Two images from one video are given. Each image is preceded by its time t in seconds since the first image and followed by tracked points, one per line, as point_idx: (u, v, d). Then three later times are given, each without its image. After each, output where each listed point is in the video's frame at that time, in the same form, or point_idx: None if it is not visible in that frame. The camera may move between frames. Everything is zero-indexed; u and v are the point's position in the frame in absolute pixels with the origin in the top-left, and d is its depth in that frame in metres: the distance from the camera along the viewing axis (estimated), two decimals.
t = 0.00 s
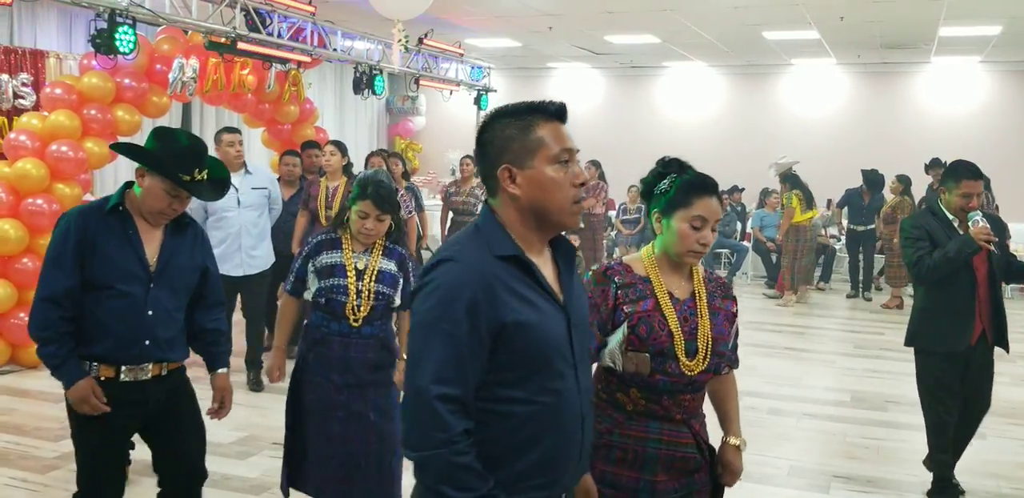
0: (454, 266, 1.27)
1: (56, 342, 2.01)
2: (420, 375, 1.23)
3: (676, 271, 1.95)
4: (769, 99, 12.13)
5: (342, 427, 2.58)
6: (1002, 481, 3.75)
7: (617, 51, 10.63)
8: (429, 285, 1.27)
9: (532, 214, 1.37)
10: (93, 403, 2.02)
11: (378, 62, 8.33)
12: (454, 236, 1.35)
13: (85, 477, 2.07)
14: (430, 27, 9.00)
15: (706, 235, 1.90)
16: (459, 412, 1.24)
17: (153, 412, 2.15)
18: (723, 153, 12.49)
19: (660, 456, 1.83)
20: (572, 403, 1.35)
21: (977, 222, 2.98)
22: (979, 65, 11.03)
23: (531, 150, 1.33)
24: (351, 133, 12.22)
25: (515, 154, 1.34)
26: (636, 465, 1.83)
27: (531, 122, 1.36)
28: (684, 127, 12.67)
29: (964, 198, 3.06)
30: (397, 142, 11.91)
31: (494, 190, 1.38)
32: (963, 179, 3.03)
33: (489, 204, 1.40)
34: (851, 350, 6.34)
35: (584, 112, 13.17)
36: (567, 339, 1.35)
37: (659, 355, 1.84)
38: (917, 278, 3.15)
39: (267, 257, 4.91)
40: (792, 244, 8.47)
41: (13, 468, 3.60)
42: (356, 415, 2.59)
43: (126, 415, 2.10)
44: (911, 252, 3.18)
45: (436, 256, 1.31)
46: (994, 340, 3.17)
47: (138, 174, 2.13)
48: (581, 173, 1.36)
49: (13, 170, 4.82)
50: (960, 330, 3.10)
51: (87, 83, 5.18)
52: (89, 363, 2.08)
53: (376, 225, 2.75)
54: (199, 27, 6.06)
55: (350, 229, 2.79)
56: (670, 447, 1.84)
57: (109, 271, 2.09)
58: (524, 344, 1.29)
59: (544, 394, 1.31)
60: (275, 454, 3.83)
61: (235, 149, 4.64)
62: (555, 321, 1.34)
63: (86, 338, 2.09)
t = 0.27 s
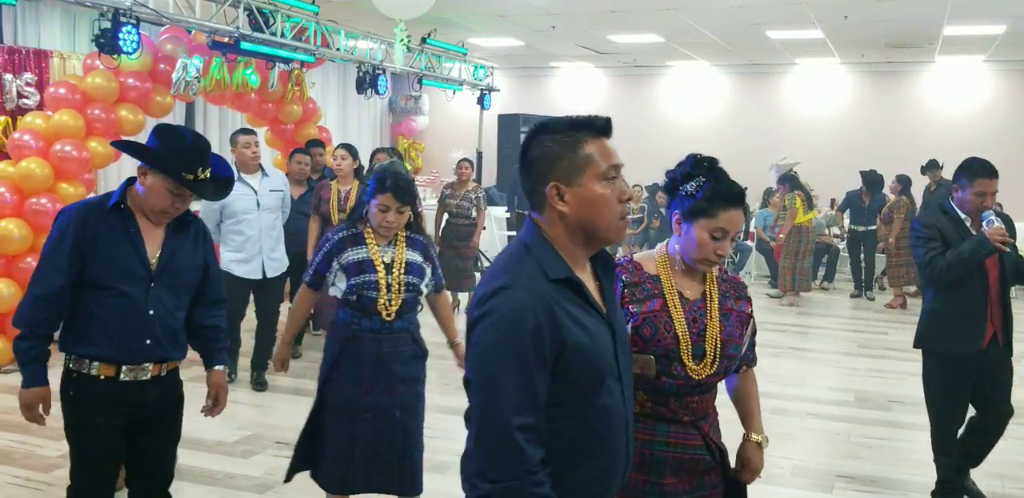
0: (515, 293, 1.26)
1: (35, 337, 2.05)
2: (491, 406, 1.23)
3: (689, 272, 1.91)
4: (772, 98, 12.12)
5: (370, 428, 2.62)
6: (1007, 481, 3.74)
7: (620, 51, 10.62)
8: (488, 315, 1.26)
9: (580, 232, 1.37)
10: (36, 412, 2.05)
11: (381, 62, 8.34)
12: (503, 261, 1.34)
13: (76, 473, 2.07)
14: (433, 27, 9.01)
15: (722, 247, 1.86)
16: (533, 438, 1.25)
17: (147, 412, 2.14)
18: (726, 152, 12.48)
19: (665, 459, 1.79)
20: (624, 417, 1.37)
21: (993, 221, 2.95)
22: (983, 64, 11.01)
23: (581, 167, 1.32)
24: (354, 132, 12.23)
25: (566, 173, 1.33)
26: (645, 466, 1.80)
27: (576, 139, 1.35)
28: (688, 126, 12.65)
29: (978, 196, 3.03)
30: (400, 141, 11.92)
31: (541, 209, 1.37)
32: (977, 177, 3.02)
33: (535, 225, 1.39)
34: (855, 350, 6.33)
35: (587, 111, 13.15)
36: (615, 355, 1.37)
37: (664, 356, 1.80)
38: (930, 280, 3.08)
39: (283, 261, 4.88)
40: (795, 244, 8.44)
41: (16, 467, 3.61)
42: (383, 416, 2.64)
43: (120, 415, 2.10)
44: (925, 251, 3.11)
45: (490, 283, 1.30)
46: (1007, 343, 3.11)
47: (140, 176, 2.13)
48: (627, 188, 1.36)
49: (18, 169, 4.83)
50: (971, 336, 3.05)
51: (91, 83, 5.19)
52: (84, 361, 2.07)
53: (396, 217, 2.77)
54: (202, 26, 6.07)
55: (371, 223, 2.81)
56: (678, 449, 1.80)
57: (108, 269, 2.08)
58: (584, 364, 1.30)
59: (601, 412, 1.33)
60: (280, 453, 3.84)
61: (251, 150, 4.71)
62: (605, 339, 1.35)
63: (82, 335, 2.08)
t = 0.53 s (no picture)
0: (545, 273, 1.27)
1: (52, 364, 2.02)
2: (522, 385, 1.23)
3: (718, 282, 1.90)
4: (776, 98, 12.10)
5: (417, 431, 2.61)
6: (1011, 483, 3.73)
7: (625, 51, 10.62)
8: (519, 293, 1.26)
9: (612, 215, 1.37)
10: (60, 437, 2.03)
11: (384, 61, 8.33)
12: (532, 242, 1.34)
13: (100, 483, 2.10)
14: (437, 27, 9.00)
15: (752, 262, 1.85)
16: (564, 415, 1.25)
17: (163, 421, 2.14)
18: (729, 153, 12.47)
19: (703, 466, 1.82)
20: (650, 395, 1.38)
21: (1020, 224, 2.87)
22: (987, 65, 10.98)
23: (620, 151, 1.32)
24: (358, 132, 12.23)
25: (604, 155, 1.33)
26: (683, 474, 1.83)
27: (616, 122, 1.34)
28: (692, 126, 12.64)
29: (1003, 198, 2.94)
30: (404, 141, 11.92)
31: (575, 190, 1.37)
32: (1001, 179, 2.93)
33: (562, 205, 1.39)
34: (859, 351, 6.31)
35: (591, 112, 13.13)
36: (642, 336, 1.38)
37: (703, 366, 1.81)
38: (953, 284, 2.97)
39: (286, 255, 4.92)
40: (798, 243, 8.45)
41: (20, 467, 3.62)
42: (428, 417, 2.64)
43: (137, 426, 2.10)
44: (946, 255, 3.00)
45: (521, 263, 1.30)
46: None
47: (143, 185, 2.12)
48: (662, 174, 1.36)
49: (22, 168, 4.84)
50: (990, 341, 2.95)
51: (94, 82, 5.19)
52: (97, 375, 2.07)
53: (420, 231, 2.75)
54: (206, 26, 6.07)
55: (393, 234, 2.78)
56: (714, 457, 1.83)
57: (118, 284, 2.08)
58: (614, 343, 1.30)
59: (628, 390, 1.33)
60: (283, 453, 3.84)
61: (262, 145, 4.70)
62: (633, 319, 1.36)
63: (92, 352, 2.07)
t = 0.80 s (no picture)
0: (551, 288, 1.26)
1: (122, 368, 1.98)
2: (524, 401, 1.23)
3: (769, 278, 1.89)
4: (780, 98, 12.09)
5: (426, 430, 2.58)
6: (1015, 483, 3.73)
7: (628, 51, 10.61)
8: (524, 309, 1.26)
9: (629, 234, 1.36)
10: (166, 431, 2.01)
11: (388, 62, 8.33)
12: (540, 256, 1.34)
13: (134, 486, 2.09)
14: (441, 27, 9.01)
15: (800, 259, 1.85)
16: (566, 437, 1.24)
17: (207, 425, 2.17)
18: (732, 153, 12.46)
19: (776, 464, 1.82)
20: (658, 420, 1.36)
21: None
22: (991, 65, 10.96)
23: (643, 168, 1.32)
24: (362, 132, 12.25)
25: (624, 172, 1.32)
26: (757, 474, 1.82)
27: (636, 139, 1.34)
28: (695, 126, 12.63)
29: None
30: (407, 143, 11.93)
31: (587, 207, 1.36)
32: None
33: (576, 222, 1.38)
34: (863, 352, 6.31)
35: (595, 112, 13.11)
36: (652, 357, 1.37)
37: (772, 365, 1.80)
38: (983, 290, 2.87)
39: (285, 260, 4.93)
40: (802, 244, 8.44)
41: (24, 466, 3.62)
42: (438, 417, 2.62)
43: (184, 430, 2.12)
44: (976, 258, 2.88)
45: (528, 280, 1.30)
46: None
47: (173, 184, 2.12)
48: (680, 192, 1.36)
49: (26, 169, 4.85)
50: (1018, 352, 2.83)
51: (99, 83, 5.19)
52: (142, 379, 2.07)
53: (438, 225, 2.77)
54: (210, 27, 6.08)
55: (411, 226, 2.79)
56: (785, 451, 1.84)
57: (166, 288, 2.08)
58: (620, 363, 1.30)
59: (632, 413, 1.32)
60: (287, 453, 3.84)
61: (262, 149, 4.68)
62: (643, 341, 1.34)
63: (143, 356, 2.07)
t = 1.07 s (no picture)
0: (535, 275, 1.19)
1: (160, 362, 2.00)
2: (493, 390, 1.15)
3: (792, 291, 1.84)
4: (782, 97, 12.09)
5: (433, 432, 2.60)
6: (1018, 481, 3.72)
7: (629, 50, 10.61)
8: (505, 297, 1.19)
9: (625, 225, 1.29)
10: (179, 436, 2.00)
11: (390, 61, 8.33)
12: (530, 243, 1.27)
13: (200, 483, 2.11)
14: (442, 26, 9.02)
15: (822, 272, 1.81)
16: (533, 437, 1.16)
17: (251, 416, 2.19)
18: (734, 152, 12.45)
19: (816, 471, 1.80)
20: (652, 426, 1.26)
21: None
22: (992, 63, 10.96)
23: (640, 155, 1.25)
24: (363, 132, 12.25)
25: (621, 158, 1.25)
26: (801, 483, 1.79)
27: (638, 125, 1.27)
28: (697, 125, 12.63)
29: None
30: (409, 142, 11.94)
31: (581, 195, 1.29)
32: None
33: (570, 213, 1.32)
34: (866, 351, 6.31)
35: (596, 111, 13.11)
36: (649, 358, 1.27)
37: (811, 377, 1.76)
38: None
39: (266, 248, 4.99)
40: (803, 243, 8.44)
41: (26, 466, 3.62)
42: (442, 420, 2.64)
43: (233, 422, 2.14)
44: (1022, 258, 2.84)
45: (513, 266, 1.22)
46: None
47: (208, 181, 2.12)
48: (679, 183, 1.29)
49: (28, 169, 4.85)
50: None
51: (100, 83, 5.19)
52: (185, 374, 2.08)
53: (446, 234, 2.75)
54: (212, 26, 6.08)
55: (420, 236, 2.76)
56: (822, 458, 1.82)
57: (205, 282, 2.08)
58: (608, 361, 1.21)
59: (620, 416, 1.23)
60: (289, 452, 3.84)
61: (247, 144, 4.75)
62: (639, 338, 1.25)
63: (185, 350, 2.08)
